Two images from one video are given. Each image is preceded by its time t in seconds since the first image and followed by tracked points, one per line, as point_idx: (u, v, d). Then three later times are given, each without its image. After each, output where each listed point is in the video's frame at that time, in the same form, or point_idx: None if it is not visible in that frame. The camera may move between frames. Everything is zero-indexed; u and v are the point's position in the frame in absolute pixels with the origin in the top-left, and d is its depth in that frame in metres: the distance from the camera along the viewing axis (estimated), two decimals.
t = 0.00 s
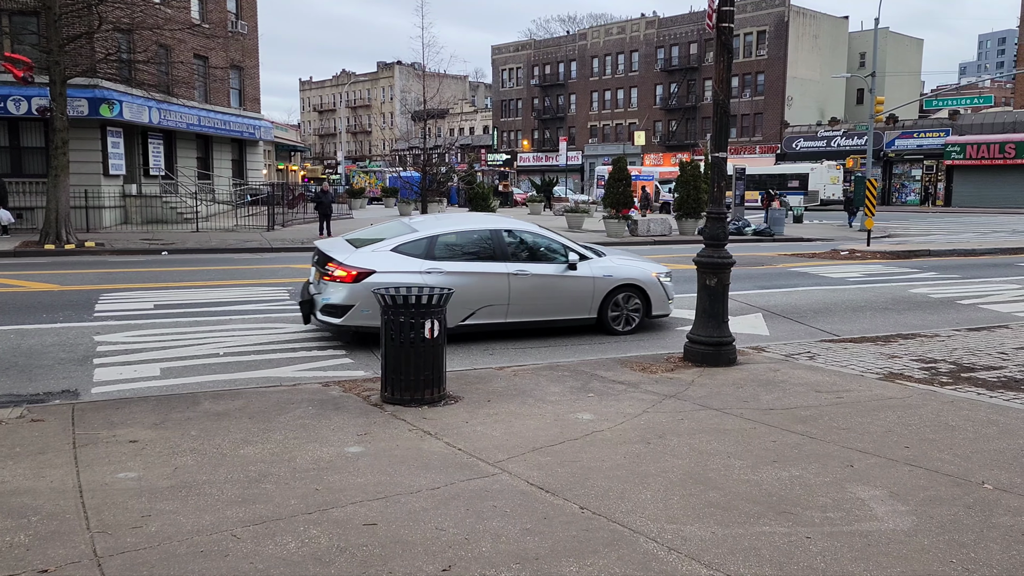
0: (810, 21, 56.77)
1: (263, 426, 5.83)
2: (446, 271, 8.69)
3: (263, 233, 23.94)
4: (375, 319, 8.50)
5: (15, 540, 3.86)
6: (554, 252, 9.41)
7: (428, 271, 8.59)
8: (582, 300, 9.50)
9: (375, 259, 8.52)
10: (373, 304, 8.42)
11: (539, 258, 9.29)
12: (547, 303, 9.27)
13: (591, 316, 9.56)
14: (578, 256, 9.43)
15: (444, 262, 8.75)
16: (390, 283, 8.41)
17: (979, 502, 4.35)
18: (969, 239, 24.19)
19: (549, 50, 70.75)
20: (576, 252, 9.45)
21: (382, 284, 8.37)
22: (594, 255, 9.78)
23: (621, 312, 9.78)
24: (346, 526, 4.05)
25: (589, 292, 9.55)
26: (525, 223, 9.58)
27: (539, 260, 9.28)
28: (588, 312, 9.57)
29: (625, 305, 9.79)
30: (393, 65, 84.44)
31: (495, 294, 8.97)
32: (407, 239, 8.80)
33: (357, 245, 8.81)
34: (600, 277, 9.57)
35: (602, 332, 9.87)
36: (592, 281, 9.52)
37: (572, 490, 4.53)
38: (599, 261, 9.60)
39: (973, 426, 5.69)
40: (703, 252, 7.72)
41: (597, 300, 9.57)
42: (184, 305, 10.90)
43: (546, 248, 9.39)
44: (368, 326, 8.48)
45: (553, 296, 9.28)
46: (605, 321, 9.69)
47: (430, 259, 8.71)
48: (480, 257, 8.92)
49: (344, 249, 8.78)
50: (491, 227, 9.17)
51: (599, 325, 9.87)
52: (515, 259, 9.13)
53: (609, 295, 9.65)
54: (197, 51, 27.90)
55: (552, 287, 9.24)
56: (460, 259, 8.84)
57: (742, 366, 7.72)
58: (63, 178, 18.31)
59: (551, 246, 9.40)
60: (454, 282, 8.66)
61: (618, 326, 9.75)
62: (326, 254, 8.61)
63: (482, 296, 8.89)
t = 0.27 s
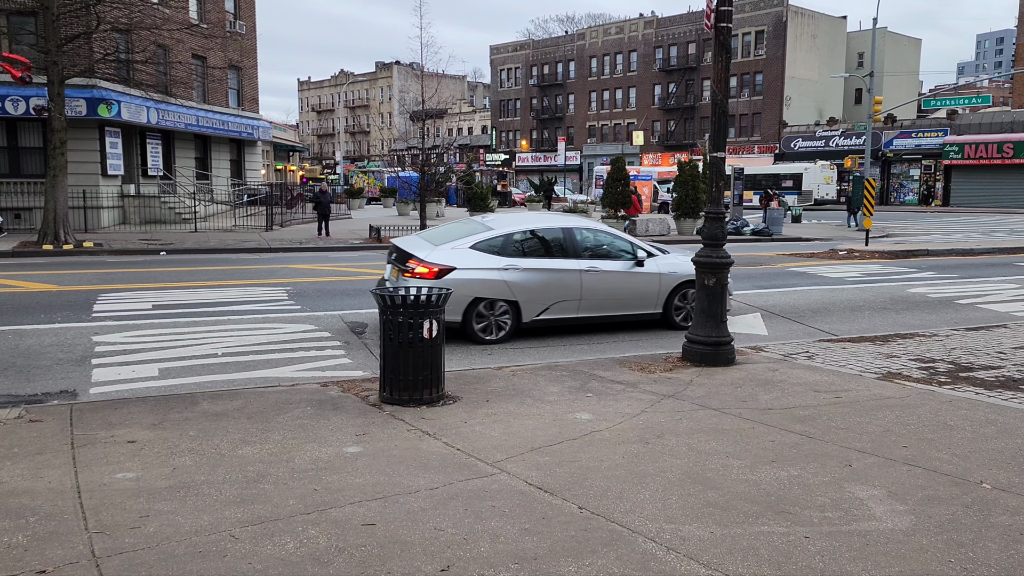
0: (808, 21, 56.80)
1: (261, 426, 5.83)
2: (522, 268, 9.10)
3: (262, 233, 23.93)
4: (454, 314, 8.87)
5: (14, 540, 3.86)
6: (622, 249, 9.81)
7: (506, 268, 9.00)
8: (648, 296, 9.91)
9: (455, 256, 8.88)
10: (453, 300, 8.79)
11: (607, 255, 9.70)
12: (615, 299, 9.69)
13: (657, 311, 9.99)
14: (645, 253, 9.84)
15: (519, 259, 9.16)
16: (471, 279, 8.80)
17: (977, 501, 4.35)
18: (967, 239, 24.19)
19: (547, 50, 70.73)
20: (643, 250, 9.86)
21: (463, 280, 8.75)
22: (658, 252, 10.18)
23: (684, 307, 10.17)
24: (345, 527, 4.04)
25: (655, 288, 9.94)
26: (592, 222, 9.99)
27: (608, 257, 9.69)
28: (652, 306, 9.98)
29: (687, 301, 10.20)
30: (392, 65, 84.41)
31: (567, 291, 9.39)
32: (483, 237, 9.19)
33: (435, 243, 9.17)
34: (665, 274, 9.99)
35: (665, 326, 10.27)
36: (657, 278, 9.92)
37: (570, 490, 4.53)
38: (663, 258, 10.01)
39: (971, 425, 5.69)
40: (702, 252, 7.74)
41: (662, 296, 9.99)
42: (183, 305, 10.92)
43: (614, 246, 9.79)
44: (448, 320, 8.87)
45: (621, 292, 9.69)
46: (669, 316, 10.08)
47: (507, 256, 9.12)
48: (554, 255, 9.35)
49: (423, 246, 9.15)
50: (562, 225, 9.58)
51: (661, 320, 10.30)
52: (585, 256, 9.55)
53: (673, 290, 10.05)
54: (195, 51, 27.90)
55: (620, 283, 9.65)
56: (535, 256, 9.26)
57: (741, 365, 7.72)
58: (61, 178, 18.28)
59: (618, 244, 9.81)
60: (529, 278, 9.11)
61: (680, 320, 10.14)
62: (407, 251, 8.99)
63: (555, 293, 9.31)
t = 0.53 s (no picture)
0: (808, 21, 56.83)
1: (261, 426, 5.83)
2: (604, 265, 9.56)
3: (261, 234, 23.95)
4: (542, 309, 9.30)
5: (14, 541, 3.86)
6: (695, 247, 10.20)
7: (589, 265, 9.45)
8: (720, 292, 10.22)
9: (540, 253, 9.33)
10: (541, 295, 9.22)
11: (681, 253, 10.11)
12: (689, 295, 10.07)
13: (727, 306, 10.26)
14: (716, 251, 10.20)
15: (601, 257, 9.63)
16: (556, 275, 9.25)
17: (977, 501, 4.35)
18: (967, 240, 24.18)
19: (547, 50, 70.73)
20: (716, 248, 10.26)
21: (549, 277, 9.19)
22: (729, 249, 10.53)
23: (755, 304, 10.42)
24: (345, 527, 4.04)
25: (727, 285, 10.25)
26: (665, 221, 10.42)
27: (683, 254, 10.10)
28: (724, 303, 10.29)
29: (759, 297, 10.46)
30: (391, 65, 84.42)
31: (644, 287, 9.85)
32: (565, 236, 9.64)
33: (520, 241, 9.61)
34: (737, 270, 10.27)
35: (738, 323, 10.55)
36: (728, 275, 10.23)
37: (570, 491, 4.53)
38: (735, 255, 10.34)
39: (971, 425, 5.70)
40: (702, 252, 7.75)
41: (734, 292, 10.26)
42: (183, 305, 10.92)
43: (688, 244, 10.19)
44: (535, 315, 9.30)
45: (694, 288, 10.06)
46: (740, 312, 10.39)
47: (590, 254, 9.58)
48: (633, 253, 9.79)
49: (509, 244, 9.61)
50: (639, 224, 10.04)
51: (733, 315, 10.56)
52: (661, 254, 10.01)
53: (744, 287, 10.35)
54: (195, 51, 27.90)
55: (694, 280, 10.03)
56: (615, 254, 9.72)
57: (741, 365, 7.72)
58: (61, 178, 18.28)
59: (690, 242, 10.21)
60: (613, 275, 9.58)
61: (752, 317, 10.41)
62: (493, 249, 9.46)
63: (634, 288, 9.76)
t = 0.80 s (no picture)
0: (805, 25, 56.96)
1: (259, 429, 5.82)
2: (686, 265, 10.02)
3: (259, 236, 23.92)
4: (627, 306, 9.81)
5: (11, 544, 3.85)
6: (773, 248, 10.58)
7: (672, 265, 9.92)
8: (794, 293, 10.63)
9: (627, 253, 9.83)
10: (628, 293, 9.72)
11: (759, 253, 10.51)
12: (765, 294, 10.46)
13: (802, 306, 10.65)
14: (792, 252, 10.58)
15: (682, 257, 10.09)
16: (642, 274, 9.74)
17: (974, 504, 4.36)
18: (965, 243, 24.24)
19: (545, 53, 70.80)
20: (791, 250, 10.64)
21: (635, 275, 9.69)
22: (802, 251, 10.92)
23: (825, 304, 10.85)
24: (342, 530, 4.03)
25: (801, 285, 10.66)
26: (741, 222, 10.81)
27: (759, 255, 10.49)
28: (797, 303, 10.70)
29: (829, 297, 10.89)
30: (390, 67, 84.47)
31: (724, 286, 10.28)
32: (650, 236, 10.14)
33: (607, 241, 10.12)
34: (810, 272, 10.68)
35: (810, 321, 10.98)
36: (803, 276, 10.64)
37: (568, 494, 4.53)
38: (809, 257, 10.74)
39: (968, 428, 5.70)
40: (699, 255, 7.76)
41: (808, 292, 10.67)
42: (181, 307, 10.91)
43: (765, 245, 10.56)
44: (621, 312, 9.81)
45: (770, 288, 10.45)
46: (812, 311, 10.80)
47: (673, 254, 10.05)
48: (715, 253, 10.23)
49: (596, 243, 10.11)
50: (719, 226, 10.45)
51: (804, 315, 10.98)
52: (740, 254, 10.39)
53: (817, 287, 10.76)
54: (193, 54, 27.90)
55: (770, 280, 10.42)
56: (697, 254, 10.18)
57: (739, 368, 7.73)
58: (59, 180, 18.26)
59: (769, 243, 10.59)
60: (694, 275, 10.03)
61: (824, 316, 10.84)
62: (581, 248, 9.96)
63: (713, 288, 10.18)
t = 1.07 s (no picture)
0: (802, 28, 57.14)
1: (255, 431, 5.81)
2: (767, 264, 10.45)
3: (255, 238, 23.90)
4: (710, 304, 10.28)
5: (6, 547, 3.83)
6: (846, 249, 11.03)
7: (755, 264, 10.36)
8: (866, 291, 11.11)
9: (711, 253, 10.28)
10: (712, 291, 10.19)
11: (834, 253, 10.95)
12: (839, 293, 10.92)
13: (874, 304, 11.14)
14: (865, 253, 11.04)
15: (762, 257, 10.52)
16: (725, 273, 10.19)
17: (970, 507, 4.36)
18: (960, 246, 24.33)
19: (542, 56, 70.92)
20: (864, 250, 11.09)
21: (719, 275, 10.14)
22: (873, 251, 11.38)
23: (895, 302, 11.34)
24: (338, 533, 4.03)
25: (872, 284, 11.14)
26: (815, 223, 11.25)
27: (834, 255, 10.93)
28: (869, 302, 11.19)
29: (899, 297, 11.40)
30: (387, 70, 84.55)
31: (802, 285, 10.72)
32: (732, 237, 10.58)
33: (690, 241, 10.57)
34: (882, 271, 11.16)
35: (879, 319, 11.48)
36: (875, 275, 11.12)
37: (565, 497, 4.53)
38: (880, 257, 11.21)
39: (964, 431, 5.71)
40: (697, 257, 7.74)
41: (879, 291, 11.16)
42: (177, 310, 10.89)
43: (840, 246, 11.01)
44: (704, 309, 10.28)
45: (845, 287, 10.92)
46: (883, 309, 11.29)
47: (754, 254, 10.49)
48: (792, 253, 10.65)
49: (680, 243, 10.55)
50: (796, 226, 10.89)
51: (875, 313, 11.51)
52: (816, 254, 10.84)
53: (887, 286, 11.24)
54: (190, 56, 27.90)
55: (844, 279, 10.88)
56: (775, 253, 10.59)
57: (736, 371, 7.74)
58: (55, 182, 18.24)
59: (843, 244, 11.01)
60: (774, 274, 10.47)
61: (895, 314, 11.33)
62: (666, 247, 10.41)
63: (792, 287, 10.63)
